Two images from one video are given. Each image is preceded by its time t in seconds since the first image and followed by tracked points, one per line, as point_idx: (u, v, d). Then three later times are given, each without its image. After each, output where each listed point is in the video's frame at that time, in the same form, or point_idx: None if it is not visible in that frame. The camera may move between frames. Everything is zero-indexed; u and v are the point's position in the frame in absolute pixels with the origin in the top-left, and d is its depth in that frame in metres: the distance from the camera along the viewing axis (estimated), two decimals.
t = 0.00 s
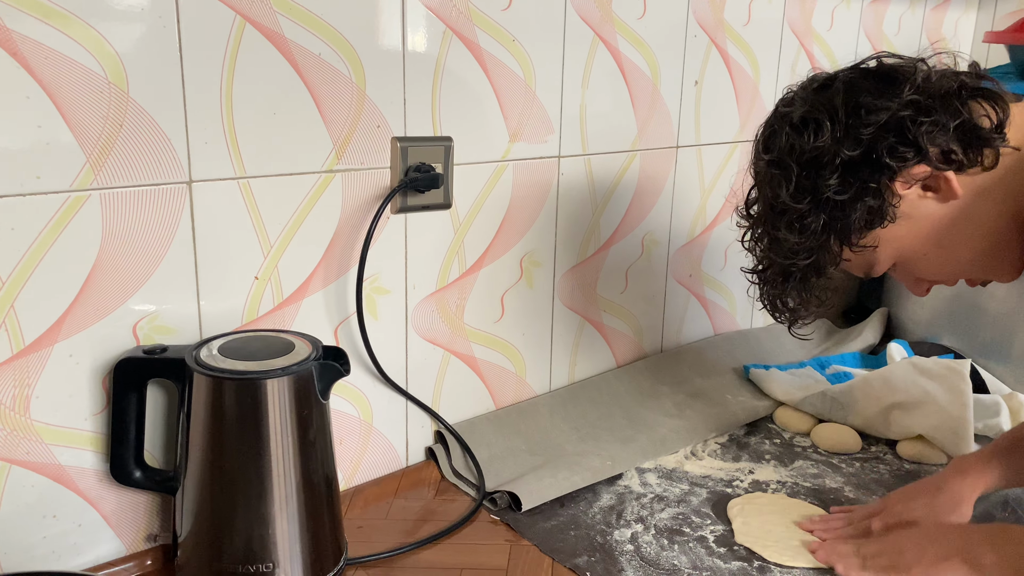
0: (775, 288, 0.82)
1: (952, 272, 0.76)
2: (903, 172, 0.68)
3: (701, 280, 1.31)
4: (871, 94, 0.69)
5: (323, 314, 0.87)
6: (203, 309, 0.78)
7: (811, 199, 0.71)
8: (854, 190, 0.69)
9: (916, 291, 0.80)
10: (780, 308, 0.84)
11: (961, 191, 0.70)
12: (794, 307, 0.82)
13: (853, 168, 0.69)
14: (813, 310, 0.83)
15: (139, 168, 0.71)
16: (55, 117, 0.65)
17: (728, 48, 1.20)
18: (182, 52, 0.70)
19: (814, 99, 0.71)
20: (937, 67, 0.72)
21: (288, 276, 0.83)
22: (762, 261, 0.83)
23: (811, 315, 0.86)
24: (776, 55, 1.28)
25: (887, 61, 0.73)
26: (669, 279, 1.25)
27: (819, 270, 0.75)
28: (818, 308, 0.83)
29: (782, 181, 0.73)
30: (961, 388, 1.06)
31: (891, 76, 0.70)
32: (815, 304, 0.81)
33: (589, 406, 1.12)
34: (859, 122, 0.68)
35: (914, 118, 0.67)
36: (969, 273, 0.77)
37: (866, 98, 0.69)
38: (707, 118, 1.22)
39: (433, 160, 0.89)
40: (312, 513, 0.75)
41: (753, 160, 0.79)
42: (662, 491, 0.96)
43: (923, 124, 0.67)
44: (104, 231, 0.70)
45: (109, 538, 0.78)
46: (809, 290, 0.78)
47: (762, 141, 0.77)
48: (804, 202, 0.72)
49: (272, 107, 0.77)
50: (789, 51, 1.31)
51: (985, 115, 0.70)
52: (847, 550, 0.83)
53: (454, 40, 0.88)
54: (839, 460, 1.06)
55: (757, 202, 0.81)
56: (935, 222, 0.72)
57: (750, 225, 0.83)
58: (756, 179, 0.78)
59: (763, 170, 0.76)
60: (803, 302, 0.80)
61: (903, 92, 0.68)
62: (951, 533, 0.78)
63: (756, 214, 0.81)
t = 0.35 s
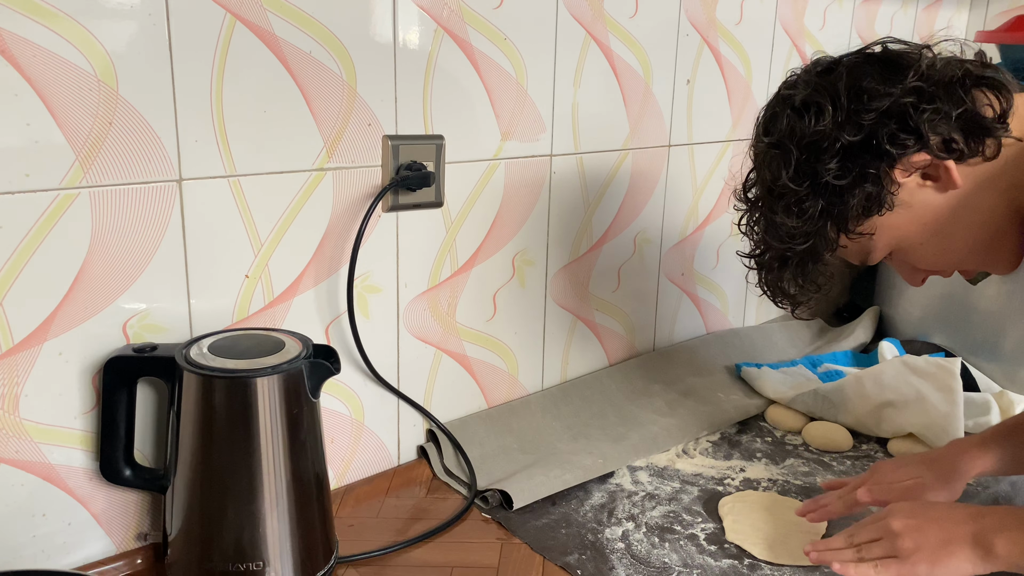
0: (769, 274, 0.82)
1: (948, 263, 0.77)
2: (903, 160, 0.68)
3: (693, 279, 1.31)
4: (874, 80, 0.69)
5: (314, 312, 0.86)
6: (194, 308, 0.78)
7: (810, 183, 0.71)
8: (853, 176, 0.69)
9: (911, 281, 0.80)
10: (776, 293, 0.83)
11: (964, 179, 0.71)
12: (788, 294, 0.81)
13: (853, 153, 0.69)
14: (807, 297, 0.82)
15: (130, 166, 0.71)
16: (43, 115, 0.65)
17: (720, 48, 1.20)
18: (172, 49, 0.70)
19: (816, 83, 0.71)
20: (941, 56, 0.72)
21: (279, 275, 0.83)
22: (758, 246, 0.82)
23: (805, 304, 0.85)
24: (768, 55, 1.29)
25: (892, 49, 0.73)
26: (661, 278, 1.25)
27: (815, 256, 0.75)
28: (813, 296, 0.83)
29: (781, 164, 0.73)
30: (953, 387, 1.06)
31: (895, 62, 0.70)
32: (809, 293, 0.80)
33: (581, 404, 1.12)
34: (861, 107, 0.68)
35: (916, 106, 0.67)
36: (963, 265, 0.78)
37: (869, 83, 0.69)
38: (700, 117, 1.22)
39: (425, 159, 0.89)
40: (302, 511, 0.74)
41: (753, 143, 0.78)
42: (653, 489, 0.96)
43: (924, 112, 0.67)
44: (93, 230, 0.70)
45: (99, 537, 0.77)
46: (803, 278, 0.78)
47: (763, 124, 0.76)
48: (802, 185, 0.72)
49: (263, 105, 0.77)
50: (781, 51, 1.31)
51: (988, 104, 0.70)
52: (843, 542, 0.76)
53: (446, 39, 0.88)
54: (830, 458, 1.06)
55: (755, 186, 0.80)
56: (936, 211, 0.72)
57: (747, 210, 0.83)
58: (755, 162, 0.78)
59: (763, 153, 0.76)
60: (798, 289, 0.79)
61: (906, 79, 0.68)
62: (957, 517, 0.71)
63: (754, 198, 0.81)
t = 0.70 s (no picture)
0: (773, 266, 0.82)
1: (954, 257, 0.76)
2: (908, 153, 0.68)
3: (689, 278, 1.32)
4: (880, 71, 0.68)
5: (311, 310, 0.87)
6: (191, 306, 0.78)
7: (814, 176, 0.71)
8: (857, 169, 0.69)
9: (915, 274, 0.80)
10: (780, 285, 0.84)
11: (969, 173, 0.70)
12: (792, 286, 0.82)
13: (857, 145, 0.69)
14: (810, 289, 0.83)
15: (128, 164, 0.71)
16: (41, 112, 0.65)
17: (717, 47, 1.21)
18: (169, 47, 0.70)
19: (821, 73, 0.71)
20: (949, 44, 0.71)
21: (276, 273, 0.83)
22: (762, 236, 0.83)
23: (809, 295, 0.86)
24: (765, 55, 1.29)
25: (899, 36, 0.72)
26: (658, 276, 1.26)
27: (818, 248, 0.75)
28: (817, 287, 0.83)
29: (784, 156, 0.73)
30: (948, 386, 1.08)
31: (902, 52, 0.69)
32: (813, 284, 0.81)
33: (578, 402, 1.13)
34: (866, 99, 0.68)
35: (922, 98, 0.67)
36: (971, 259, 0.77)
37: (875, 74, 0.68)
38: (697, 116, 1.23)
39: (422, 157, 0.89)
40: (299, 508, 0.75)
41: (756, 133, 0.78)
42: (649, 486, 0.96)
43: (930, 104, 0.67)
44: (91, 227, 0.70)
45: (96, 534, 0.78)
46: (806, 269, 0.78)
47: (767, 115, 0.76)
48: (805, 178, 0.72)
49: (260, 103, 0.77)
50: (777, 50, 1.31)
51: (996, 95, 0.69)
52: (845, 543, 0.79)
53: (443, 37, 0.88)
54: (825, 456, 1.06)
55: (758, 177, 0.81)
56: (941, 204, 0.71)
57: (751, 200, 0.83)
58: (758, 153, 0.78)
59: (766, 144, 0.76)
60: (801, 281, 0.80)
61: (912, 69, 0.68)
62: (962, 517, 0.70)
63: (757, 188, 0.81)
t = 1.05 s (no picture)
0: (776, 251, 0.82)
1: (958, 249, 0.76)
2: (919, 141, 0.68)
3: (689, 277, 1.32)
4: (895, 57, 0.69)
5: (313, 309, 0.87)
6: (194, 304, 0.78)
7: (823, 160, 0.72)
8: (867, 155, 0.69)
9: (917, 264, 0.80)
10: (783, 271, 0.84)
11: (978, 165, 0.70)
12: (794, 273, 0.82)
13: (869, 131, 0.69)
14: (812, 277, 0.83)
15: (132, 162, 0.71)
16: (45, 111, 0.66)
17: (717, 47, 1.21)
18: (173, 46, 0.71)
19: (836, 57, 0.71)
20: (965, 34, 0.72)
21: (279, 271, 0.83)
22: (768, 221, 0.83)
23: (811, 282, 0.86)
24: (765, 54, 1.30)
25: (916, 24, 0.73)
26: (658, 275, 1.26)
27: (824, 235, 0.75)
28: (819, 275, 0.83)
29: (795, 139, 0.73)
30: (947, 385, 1.08)
31: (919, 40, 0.70)
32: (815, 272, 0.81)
33: (578, 401, 1.13)
34: (880, 84, 0.68)
35: (937, 85, 0.67)
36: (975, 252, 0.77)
37: (890, 60, 0.69)
38: (697, 115, 1.23)
39: (424, 156, 0.90)
40: (302, 505, 0.75)
41: (766, 116, 0.78)
42: (650, 485, 0.97)
43: (945, 92, 0.67)
44: (95, 226, 0.70)
45: (99, 531, 0.78)
46: (809, 257, 0.78)
47: (778, 97, 0.76)
48: (815, 162, 0.72)
49: (263, 102, 0.77)
50: (777, 51, 1.32)
51: (1009, 86, 0.70)
52: (833, 541, 0.78)
53: (445, 37, 0.89)
54: (824, 455, 1.07)
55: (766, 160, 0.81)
56: (949, 195, 0.71)
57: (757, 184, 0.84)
58: (767, 136, 0.78)
59: (776, 126, 0.76)
60: (804, 268, 0.80)
61: (928, 57, 0.69)
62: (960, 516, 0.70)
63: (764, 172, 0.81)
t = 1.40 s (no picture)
0: (772, 237, 0.83)
1: (950, 245, 0.75)
2: (917, 134, 0.68)
3: (687, 274, 1.32)
4: (899, 49, 0.69)
5: (312, 307, 0.87)
6: (193, 302, 0.79)
7: (822, 147, 0.72)
8: (865, 145, 0.69)
9: (909, 256, 0.79)
10: (778, 257, 0.84)
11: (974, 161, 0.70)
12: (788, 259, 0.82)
13: (869, 121, 0.69)
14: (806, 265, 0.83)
15: (130, 161, 0.71)
16: (44, 110, 0.65)
17: (716, 45, 1.21)
18: (171, 44, 0.71)
19: (841, 45, 0.71)
20: (971, 29, 0.72)
21: (277, 270, 0.83)
22: (766, 206, 0.83)
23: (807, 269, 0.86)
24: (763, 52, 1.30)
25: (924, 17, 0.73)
26: (656, 273, 1.26)
27: (819, 221, 0.76)
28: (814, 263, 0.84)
29: (795, 125, 0.73)
30: (944, 383, 1.06)
31: (924, 33, 0.70)
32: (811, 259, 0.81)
33: (577, 399, 1.13)
34: (882, 75, 0.68)
35: (938, 79, 0.67)
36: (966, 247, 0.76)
37: (894, 52, 0.69)
38: (696, 113, 1.23)
39: (423, 154, 0.90)
40: (301, 504, 0.75)
41: (769, 101, 0.78)
42: (648, 482, 0.97)
43: (946, 86, 0.67)
44: (93, 225, 0.70)
45: (98, 529, 0.78)
46: (803, 243, 0.79)
47: (782, 84, 0.76)
48: (814, 150, 0.72)
49: (262, 100, 0.77)
50: (775, 49, 1.32)
51: (1011, 83, 0.70)
52: (807, 540, 0.78)
53: (444, 35, 0.88)
54: (822, 453, 1.07)
55: (767, 144, 0.81)
56: (944, 190, 0.71)
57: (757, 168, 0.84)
58: (768, 121, 0.78)
59: (778, 112, 0.76)
60: (798, 254, 0.80)
61: (932, 51, 0.69)
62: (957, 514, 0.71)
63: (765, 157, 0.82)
